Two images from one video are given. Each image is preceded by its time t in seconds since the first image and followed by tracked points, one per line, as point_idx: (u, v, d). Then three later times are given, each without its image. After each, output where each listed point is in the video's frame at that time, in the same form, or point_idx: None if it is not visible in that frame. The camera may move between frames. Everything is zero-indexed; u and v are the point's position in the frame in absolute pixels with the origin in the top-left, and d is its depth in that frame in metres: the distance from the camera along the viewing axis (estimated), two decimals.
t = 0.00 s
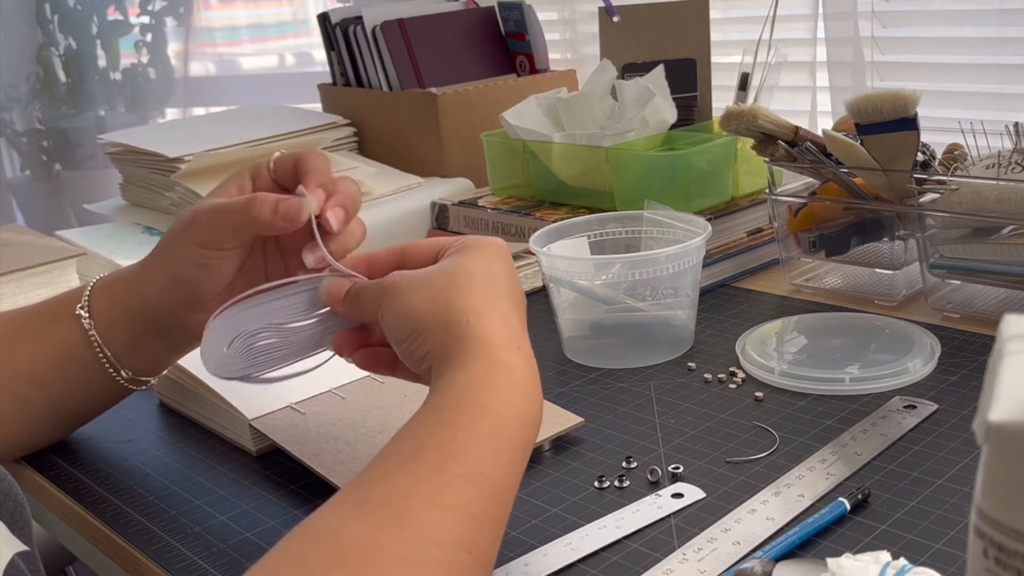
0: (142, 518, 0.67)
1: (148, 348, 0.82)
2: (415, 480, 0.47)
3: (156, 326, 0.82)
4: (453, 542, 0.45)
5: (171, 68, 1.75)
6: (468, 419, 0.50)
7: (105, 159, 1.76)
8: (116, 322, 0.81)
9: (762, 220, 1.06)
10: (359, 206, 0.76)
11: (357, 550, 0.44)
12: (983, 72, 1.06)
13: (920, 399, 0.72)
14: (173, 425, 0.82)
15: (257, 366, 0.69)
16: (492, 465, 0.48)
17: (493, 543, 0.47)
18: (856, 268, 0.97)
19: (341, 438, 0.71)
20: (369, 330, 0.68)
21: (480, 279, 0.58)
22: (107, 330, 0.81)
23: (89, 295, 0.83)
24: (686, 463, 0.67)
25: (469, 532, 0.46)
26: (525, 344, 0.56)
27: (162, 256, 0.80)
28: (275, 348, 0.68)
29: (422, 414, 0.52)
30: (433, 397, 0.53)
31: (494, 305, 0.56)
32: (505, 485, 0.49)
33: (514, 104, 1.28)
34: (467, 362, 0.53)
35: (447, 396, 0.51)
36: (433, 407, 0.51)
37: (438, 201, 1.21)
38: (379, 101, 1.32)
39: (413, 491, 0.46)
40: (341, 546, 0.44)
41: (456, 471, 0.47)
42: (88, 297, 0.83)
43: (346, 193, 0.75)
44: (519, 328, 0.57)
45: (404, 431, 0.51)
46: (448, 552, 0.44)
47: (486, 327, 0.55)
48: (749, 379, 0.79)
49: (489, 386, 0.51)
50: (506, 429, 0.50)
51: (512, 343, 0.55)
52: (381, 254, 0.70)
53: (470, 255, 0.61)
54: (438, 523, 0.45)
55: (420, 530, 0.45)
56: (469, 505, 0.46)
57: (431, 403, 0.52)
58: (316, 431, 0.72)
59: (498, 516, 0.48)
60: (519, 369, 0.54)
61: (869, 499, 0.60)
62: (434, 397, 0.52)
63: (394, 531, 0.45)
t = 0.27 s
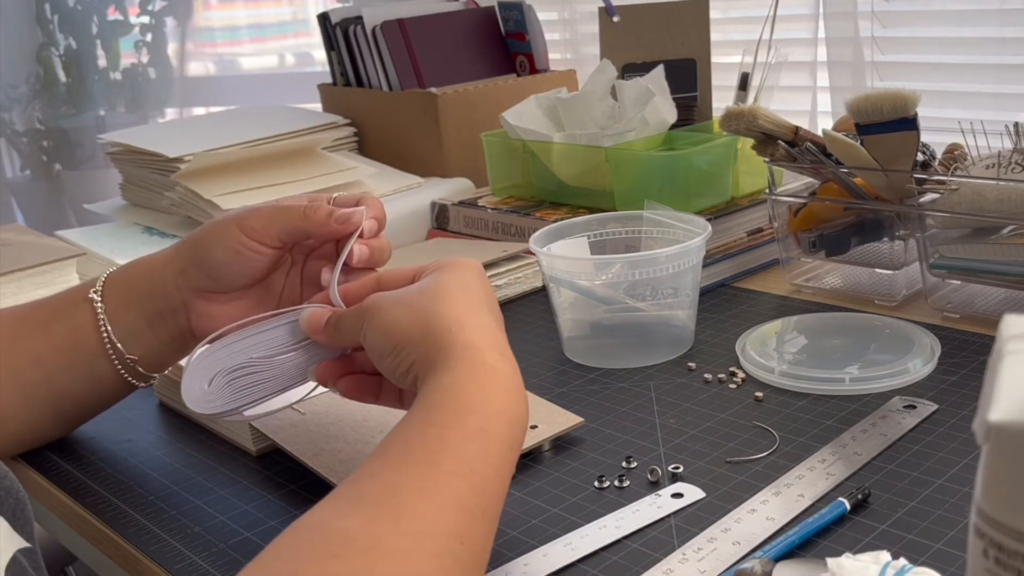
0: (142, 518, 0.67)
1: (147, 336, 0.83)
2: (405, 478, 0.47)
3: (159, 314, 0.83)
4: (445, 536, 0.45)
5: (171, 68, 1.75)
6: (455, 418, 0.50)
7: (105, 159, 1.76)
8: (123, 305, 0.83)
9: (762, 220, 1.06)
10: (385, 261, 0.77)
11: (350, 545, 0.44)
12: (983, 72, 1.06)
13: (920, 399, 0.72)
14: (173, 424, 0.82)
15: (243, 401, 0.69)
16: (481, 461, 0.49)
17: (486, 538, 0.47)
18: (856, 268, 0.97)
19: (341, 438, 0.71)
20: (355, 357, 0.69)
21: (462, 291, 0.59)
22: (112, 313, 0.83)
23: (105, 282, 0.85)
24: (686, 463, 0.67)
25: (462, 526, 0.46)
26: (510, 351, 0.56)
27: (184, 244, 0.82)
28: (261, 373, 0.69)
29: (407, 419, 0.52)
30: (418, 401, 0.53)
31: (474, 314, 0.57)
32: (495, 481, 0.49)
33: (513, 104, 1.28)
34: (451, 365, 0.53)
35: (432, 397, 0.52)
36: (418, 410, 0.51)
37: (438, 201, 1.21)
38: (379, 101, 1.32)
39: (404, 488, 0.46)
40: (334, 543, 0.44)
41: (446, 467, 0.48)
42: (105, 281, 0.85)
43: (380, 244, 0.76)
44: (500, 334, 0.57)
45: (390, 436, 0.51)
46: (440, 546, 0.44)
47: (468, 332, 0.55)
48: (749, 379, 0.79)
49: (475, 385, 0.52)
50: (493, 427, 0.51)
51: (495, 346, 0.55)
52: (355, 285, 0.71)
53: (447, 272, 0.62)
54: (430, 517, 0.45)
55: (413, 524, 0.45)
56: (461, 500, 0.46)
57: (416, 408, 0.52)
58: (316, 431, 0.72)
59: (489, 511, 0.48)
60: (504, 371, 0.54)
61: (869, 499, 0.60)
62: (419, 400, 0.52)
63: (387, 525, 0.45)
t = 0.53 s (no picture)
0: (142, 518, 0.67)
1: (149, 338, 0.83)
2: (405, 477, 0.47)
3: (161, 316, 0.83)
4: (445, 536, 0.45)
5: (171, 67, 1.75)
6: (456, 418, 0.50)
7: (105, 159, 1.76)
8: (125, 307, 0.83)
9: (762, 220, 1.06)
10: (388, 264, 0.76)
11: (350, 544, 0.44)
12: (983, 72, 1.06)
13: (920, 399, 0.72)
14: (173, 424, 0.82)
15: (244, 402, 0.68)
16: (481, 461, 0.49)
17: (486, 539, 0.47)
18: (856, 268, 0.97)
19: (340, 438, 0.71)
20: (357, 358, 0.69)
21: (464, 292, 0.59)
22: (114, 316, 0.83)
23: (106, 284, 0.84)
24: (686, 463, 0.67)
25: (462, 526, 0.46)
26: (511, 353, 0.56)
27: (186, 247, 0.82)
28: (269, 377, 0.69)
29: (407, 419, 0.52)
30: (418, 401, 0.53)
31: (476, 315, 0.57)
32: (496, 481, 0.49)
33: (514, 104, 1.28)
34: (451, 365, 0.53)
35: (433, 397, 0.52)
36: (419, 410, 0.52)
37: (438, 202, 1.21)
38: (379, 101, 1.32)
39: (404, 488, 0.46)
40: (333, 542, 0.44)
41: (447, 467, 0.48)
42: (106, 283, 0.85)
43: (385, 247, 0.76)
44: (502, 334, 0.57)
45: (391, 435, 0.51)
46: (441, 546, 0.44)
47: (470, 332, 0.55)
48: (749, 379, 0.79)
49: (476, 386, 0.52)
50: (494, 427, 0.51)
51: (495, 346, 0.55)
52: (356, 286, 0.71)
53: (450, 273, 0.62)
54: (431, 517, 0.45)
55: (412, 523, 0.45)
56: (461, 500, 0.46)
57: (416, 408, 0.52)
58: (315, 431, 0.72)
59: (490, 512, 0.48)
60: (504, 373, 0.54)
61: (869, 499, 0.60)
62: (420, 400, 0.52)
63: (387, 525, 0.45)
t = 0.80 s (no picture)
0: (143, 518, 0.67)
1: (151, 338, 0.83)
2: (407, 477, 0.47)
3: (163, 316, 0.83)
4: (447, 537, 0.45)
5: (171, 67, 1.75)
6: (458, 417, 0.50)
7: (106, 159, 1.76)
8: (127, 307, 0.83)
9: (762, 220, 1.06)
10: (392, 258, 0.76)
11: (350, 545, 0.44)
12: (983, 72, 1.06)
13: (920, 399, 0.72)
14: (173, 425, 0.82)
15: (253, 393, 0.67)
16: (483, 461, 0.49)
17: (487, 540, 0.47)
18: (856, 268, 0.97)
19: (341, 438, 0.71)
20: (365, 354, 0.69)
21: (469, 290, 0.59)
22: (116, 316, 0.83)
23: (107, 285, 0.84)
24: (686, 463, 0.67)
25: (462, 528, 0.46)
26: (515, 353, 0.56)
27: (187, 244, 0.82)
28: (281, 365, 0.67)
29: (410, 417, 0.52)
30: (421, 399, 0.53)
31: (481, 313, 0.57)
32: (497, 482, 0.49)
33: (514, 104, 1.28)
34: (453, 364, 0.53)
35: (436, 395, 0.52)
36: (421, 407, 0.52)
37: (439, 202, 1.21)
38: (379, 101, 1.32)
39: (404, 488, 0.46)
40: (333, 543, 0.44)
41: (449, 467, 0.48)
42: (106, 286, 0.84)
43: (388, 241, 0.76)
44: (505, 331, 0.57)
45: (393, 434, 0.51)
46: (442, 548, 0.44)
47: (473, 330, 0.55)
48: (749, 379, 0.79)
49: (479, 385, 0.52)
50: (496, 427, 0.51)
51: (499, 345, 0.55)
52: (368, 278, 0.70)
53: (457, 270, 0.62)
54: (431, 518, 0.45)
55: (413, 525, 0.45)
56: (462, 501, 0.46)
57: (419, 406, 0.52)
58: (315, 431, 0.72)
59: (491, 513, 0.48)
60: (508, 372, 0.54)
61: (869, 499, 0.60)
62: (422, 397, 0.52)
63: (388, 525, 0.45)
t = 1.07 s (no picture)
0: (143, 518, 0.67)
1: (151, 339, 0.82)
2: (409, 478, 0.47)
3: (163, 317, 0.81)
4: (447, 541, 0.45)
5: (171, 67, 1.75)
6: (463, 414, 0.50)
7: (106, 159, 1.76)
8: (126, 307, 0.82)
9: (762, 221, 1.06)
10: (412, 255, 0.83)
11: (351, 550, 0.44)
12: (982, 72, 1.06)
13: (920, 399, 0.72)
14: (173, 424, 0.83)
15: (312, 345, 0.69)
16: (486, 460, 0.48)
17: (488, 541, 0.47)
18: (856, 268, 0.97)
19: (341, 438, 0.71)
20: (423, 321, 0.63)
21: (491, 273, 0.57)
22: (114, 314, 0.82)
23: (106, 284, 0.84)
24: (686, 463, 0.67)
25: (464, 531, 0.46)
26: (532, 341, 0.55)
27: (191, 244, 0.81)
28: (339, 321, 0.66)
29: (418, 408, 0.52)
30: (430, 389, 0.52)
31: (500, 298, 0.56)
32: (500, 480, 0.48)
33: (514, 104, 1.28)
34: (463, 352, 0.52)
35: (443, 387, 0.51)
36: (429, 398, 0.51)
37: (438, 202, 1.21)
38: (380, 101, 1.32)
39: (406, 490, 0.46)
40: (334, 547, 0.44)
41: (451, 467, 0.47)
42: (107, 283, 0.84)
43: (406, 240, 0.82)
44: (525, 315, 0.56)
45: (399, 426, 0.51)
46: (442, 553, 0.44)
47: (487, 317, 0.54)
48: (749, 379, 0.79)
49: (486, 379, 0.51)
50: (502, 423, 0.50)
51: (514, 335, 0.54)
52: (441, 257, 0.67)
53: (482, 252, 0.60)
54: (433, 522, 0.45)
55: (414, 529, 0.45)
56: (464, 502, 0.46)
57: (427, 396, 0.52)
58: (315, 431, 0.72)
59: (494, 511, 0.47)
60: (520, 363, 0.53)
61: (869, 499, 0.60)
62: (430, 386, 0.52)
63: (389, 530, 0.45)
